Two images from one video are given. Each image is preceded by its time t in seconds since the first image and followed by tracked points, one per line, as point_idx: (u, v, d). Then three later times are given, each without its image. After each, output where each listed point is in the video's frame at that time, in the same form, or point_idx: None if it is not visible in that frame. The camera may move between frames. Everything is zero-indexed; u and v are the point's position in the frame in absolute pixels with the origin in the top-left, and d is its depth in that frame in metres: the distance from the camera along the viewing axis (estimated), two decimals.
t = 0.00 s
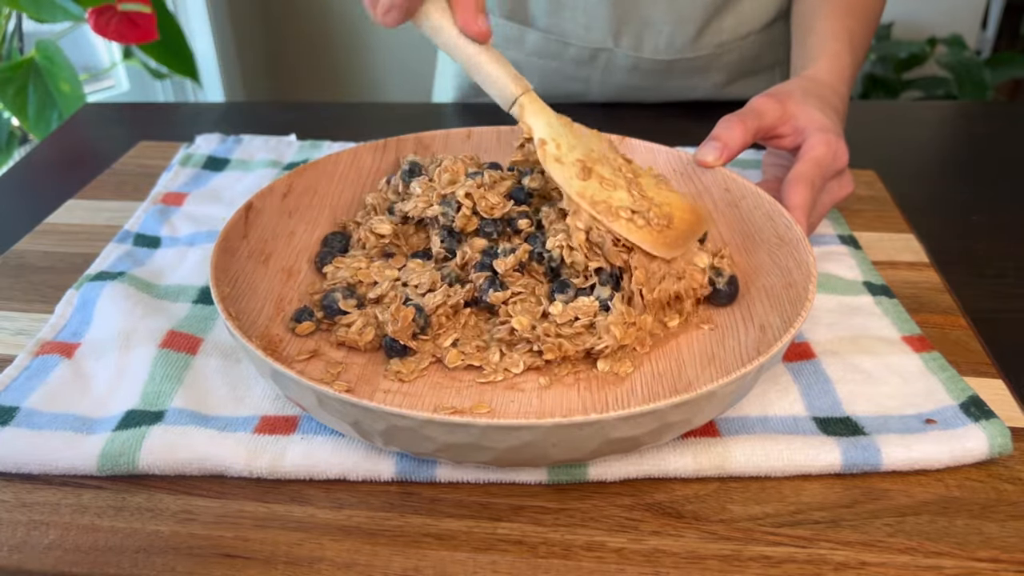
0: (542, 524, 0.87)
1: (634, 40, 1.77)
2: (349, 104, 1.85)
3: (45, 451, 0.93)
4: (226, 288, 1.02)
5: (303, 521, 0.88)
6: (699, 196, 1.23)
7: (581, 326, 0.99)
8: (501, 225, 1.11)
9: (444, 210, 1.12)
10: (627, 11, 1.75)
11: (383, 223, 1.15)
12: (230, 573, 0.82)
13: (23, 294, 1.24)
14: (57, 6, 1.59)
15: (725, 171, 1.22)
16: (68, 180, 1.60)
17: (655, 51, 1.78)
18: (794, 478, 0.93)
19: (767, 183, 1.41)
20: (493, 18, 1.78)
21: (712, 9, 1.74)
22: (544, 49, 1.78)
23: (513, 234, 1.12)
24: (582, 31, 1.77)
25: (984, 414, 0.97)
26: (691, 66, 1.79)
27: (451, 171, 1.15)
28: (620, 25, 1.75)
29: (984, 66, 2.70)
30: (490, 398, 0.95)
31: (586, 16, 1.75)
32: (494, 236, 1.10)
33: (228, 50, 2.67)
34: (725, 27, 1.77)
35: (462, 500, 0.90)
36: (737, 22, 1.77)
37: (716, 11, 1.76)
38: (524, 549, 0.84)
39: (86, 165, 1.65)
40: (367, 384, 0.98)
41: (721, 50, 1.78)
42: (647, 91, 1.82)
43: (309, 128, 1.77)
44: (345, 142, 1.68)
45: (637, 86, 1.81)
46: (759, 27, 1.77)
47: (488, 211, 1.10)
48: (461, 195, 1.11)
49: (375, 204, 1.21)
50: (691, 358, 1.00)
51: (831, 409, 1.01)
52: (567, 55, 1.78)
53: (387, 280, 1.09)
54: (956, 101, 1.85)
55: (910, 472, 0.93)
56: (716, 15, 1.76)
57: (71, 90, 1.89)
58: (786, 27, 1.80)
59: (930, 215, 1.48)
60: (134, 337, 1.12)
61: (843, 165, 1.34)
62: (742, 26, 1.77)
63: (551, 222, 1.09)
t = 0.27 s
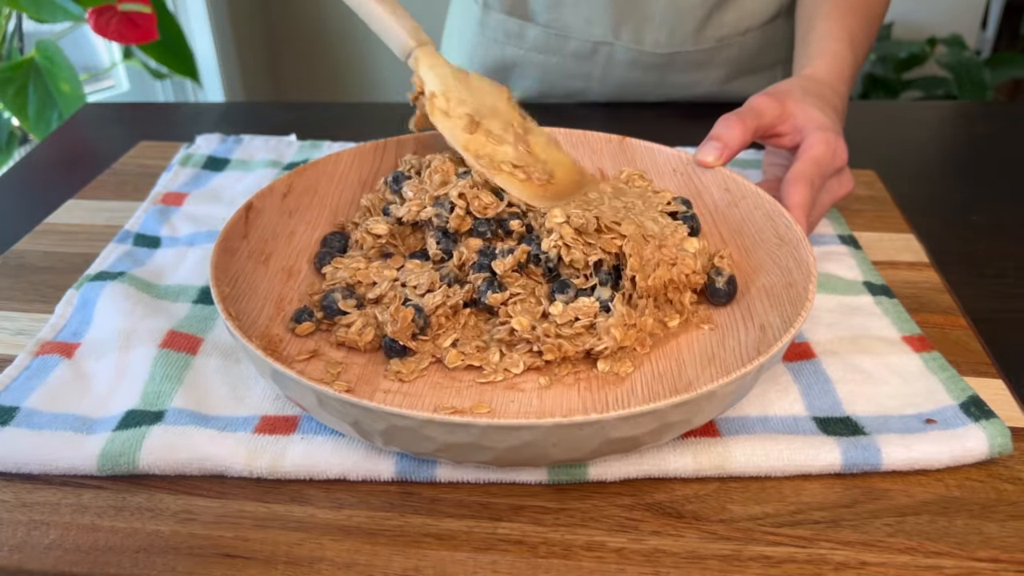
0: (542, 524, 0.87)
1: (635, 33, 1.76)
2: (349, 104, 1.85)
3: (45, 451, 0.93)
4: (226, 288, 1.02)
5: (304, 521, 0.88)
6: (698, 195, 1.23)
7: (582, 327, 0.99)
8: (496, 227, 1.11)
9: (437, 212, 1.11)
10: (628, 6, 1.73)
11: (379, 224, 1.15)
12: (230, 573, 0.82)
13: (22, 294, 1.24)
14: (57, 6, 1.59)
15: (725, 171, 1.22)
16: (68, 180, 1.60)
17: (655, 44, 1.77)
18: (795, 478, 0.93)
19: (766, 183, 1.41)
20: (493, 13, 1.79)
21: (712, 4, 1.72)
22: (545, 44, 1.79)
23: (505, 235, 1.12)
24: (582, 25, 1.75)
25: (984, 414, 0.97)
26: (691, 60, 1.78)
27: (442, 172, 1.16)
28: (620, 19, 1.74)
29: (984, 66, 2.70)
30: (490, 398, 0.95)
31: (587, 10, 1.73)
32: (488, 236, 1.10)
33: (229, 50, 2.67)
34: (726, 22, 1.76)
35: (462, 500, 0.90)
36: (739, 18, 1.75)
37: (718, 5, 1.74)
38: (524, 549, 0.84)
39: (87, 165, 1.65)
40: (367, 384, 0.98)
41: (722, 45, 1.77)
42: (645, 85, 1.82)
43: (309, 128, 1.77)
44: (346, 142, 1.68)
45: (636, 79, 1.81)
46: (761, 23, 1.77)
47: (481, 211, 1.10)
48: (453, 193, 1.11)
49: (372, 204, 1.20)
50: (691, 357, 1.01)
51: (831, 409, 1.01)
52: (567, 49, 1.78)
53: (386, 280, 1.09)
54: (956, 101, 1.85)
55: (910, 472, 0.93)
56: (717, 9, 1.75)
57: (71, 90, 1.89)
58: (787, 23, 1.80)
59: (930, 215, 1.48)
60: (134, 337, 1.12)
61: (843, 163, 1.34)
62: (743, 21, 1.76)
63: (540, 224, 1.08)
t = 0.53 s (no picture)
0: (542, 524, 0.87)
1: (631, 28, 1.75)
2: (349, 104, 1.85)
3: (45, 451, 0.93)
4: (225, 288, 1.02)
5: (304, 521, 0.88)
6: (698, 196, 1.23)
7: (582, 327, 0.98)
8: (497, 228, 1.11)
9: (438, 212, 1.11)
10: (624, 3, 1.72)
11: (379, 224, 1.15)
12: (230, 573, 0.82)
13: (22, 294, 1.24)
14: (57, 6, 1.59)
15: (725, 171, 1.22)
16: (68, 180, 1.60)
17: (650, 39, 1.76)
18: (795, 478, 0.93)
19: (766, 183, 1.41)
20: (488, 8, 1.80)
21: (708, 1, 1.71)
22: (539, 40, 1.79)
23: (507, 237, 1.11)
24: (578, 20, 1.74)
25: (984, 414, 0.97)
26: (686, 57, 1.78)
27: (444, 173, 1.16)
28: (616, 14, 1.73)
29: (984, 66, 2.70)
30: (490, 398, 0.95)
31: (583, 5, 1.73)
32: (490, 236, 1.10)
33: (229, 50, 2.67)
34: (722, 19, 1.75)
35: (462, 500, 0.90)
36: (735, 15, 1.74)
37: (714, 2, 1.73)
38: (524, 549, 0.84)
39: (86, 165, 1.65)
40: (367, 383, 0.98)
41: (716, 42, 1.76)
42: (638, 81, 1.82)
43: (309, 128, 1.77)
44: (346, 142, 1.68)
45: (634, 76, 1.81)
46: (756, 22, 1.76)
47: (483, 211, 1.11)
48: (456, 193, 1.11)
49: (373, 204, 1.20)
50: (691, 357, 1.01)
51: (831, 409, 1.01)
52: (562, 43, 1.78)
53: (385, 280, 1.08)
54: (956, 101, 1.85)
55: (910, 472, 0.93)
56: (712, 7, 1.74)
57: (71, 90, 1.89)
58: (783, 22, 1.79)
59: (930, 215, 1.48)
60: (134, 337, 1.12)
61: (842, 163, 1.34)
62: (740, 18, 1.75)
63: (541, 224, 1.08)
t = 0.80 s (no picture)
0: (542, 524, 0.87)
1: (627, 31, 1.75)
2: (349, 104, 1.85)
3: (45, 451, 0.93)
4: (226, 287, 1.02)
5: (304, 521, 0.88)
6: (698, 196, 1.23)
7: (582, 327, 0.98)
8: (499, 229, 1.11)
9: (439, 212, 1.11)
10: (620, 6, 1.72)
11: (379, 225, 1.15)
12: (230, 573, 0.82)
13: (22, 294, 1.24)
14: (57, 6, 1.59)
15: (725, 171, 1.22)
16: (68, 180, 1.60)
17: (648, 41, 1.76)
18: (795, 478, 0.93)
19: (766, 183, 1.41)
20: (486, 9, 1.80)
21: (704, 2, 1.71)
22: (537, 41, 1.79)
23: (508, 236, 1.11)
24: (575, 22, 1.76)
25: (984, 414, 0.97)
26: (683, 58, 1.78)
27: (444, 173, 1.16)
28: (612, 16, 1.73)
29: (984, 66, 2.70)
30: (490, 398, 0.95)
31: (579, 5, 1.73)
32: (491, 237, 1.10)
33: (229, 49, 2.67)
34: (719, 21, 1.75)
35: (462, 500, 0.90)
36: (731, 17, 1.74)
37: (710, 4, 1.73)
38: (524, 549, 0.84)
39: (86, 165, 1.65)
40: (368, 383, 0.98)
41: (713, 44, 1.76)
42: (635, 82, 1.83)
43: (309, 128, 1.77)
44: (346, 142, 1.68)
45: (632, 77, 1.81)
46: (753, 24, 1.76)
47: (483, 212, 1.11)
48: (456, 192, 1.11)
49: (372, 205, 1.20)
50: (691, 357, 1.01)
51: (831, 409, 1.01)
52: (560, 45, 1.79)
53: (385, 280, 1.08)
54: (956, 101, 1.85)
55: (910, 472, 0.93)
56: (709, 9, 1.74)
57: (71, 90, 1.89)
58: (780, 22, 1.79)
59: (930, 215, 1.48)
60: (134, 337, 1.12)
61: (842, 161, 1.34)
62: (736, 20, 1.75)
63: (542, 224, 1.07)
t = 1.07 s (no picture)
0: (542, 524, 0.87)
1: (626, 32, 1.75)
2: (349, 104, 1.85)
3: (45, 451, 0.93)
4: (226, 288, 1.02)
5: (304, 521, 0.88)
6: (699, 197, 1.24)
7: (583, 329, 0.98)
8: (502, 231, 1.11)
9: (443, 219, 1.10)
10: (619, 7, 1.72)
11: (374, 229, 1.14)
12: (230, 573, 0.82)
13: (22, 295, 1.24)
14: (56, 6, 1.59)
15: (725, 171, 1.22)
16: (68, 180, 1.60)
17: (647, 43, 1.76)
18: (794, 478, 0.93)
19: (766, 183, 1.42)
20: (485, 11, 1.79)
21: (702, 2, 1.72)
22: (536, 43, 1.79)
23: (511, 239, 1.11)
24: (574, 23, 1.76)
25: (984, 414, 0.97)
26: (683, 59, 1.78)
27: (445, 177, 1.14)
28: (611, 18, 1.73)
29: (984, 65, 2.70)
30: (490, 398, 0.95)
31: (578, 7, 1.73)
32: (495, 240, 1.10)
33: (229, 49, 2.67)
34: (717, 22, 1.75)
35: (462, 500, 0.90)
36: (730, 19, 1.75)
37: (709, 5, 1.73)
38: (524, 549, 0.84)
39: (87, 165, 1.65)
40: (368, 383, 0.98)
41: (712, 45, 1.77)
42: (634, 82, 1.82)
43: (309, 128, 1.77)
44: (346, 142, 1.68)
45: (632, 77, 1.81)
46: (752, 24, 1.76)
47: (488, 217, 1.10)
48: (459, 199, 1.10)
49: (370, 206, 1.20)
50: (691, 357, 1.01)
51: (831, 409, 1.01)
52: (559, 47, 1.78)
53: (384, 281, 1.08)
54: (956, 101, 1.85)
55: (910, 472, 0.93)
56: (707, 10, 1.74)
57: (71, 90, 1.89)
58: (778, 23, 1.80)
59: (930, 215, 1.48)
60: (134, 337, 1.12)
61: (842, 158, 1.34)
62: (736, 20, 1.75)
63: (547, 227, 1.06)
